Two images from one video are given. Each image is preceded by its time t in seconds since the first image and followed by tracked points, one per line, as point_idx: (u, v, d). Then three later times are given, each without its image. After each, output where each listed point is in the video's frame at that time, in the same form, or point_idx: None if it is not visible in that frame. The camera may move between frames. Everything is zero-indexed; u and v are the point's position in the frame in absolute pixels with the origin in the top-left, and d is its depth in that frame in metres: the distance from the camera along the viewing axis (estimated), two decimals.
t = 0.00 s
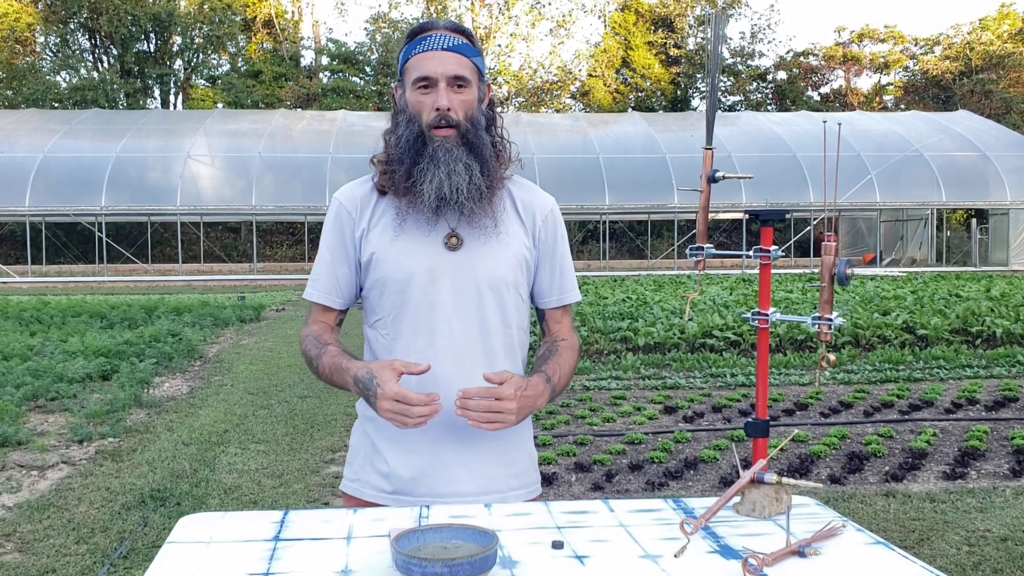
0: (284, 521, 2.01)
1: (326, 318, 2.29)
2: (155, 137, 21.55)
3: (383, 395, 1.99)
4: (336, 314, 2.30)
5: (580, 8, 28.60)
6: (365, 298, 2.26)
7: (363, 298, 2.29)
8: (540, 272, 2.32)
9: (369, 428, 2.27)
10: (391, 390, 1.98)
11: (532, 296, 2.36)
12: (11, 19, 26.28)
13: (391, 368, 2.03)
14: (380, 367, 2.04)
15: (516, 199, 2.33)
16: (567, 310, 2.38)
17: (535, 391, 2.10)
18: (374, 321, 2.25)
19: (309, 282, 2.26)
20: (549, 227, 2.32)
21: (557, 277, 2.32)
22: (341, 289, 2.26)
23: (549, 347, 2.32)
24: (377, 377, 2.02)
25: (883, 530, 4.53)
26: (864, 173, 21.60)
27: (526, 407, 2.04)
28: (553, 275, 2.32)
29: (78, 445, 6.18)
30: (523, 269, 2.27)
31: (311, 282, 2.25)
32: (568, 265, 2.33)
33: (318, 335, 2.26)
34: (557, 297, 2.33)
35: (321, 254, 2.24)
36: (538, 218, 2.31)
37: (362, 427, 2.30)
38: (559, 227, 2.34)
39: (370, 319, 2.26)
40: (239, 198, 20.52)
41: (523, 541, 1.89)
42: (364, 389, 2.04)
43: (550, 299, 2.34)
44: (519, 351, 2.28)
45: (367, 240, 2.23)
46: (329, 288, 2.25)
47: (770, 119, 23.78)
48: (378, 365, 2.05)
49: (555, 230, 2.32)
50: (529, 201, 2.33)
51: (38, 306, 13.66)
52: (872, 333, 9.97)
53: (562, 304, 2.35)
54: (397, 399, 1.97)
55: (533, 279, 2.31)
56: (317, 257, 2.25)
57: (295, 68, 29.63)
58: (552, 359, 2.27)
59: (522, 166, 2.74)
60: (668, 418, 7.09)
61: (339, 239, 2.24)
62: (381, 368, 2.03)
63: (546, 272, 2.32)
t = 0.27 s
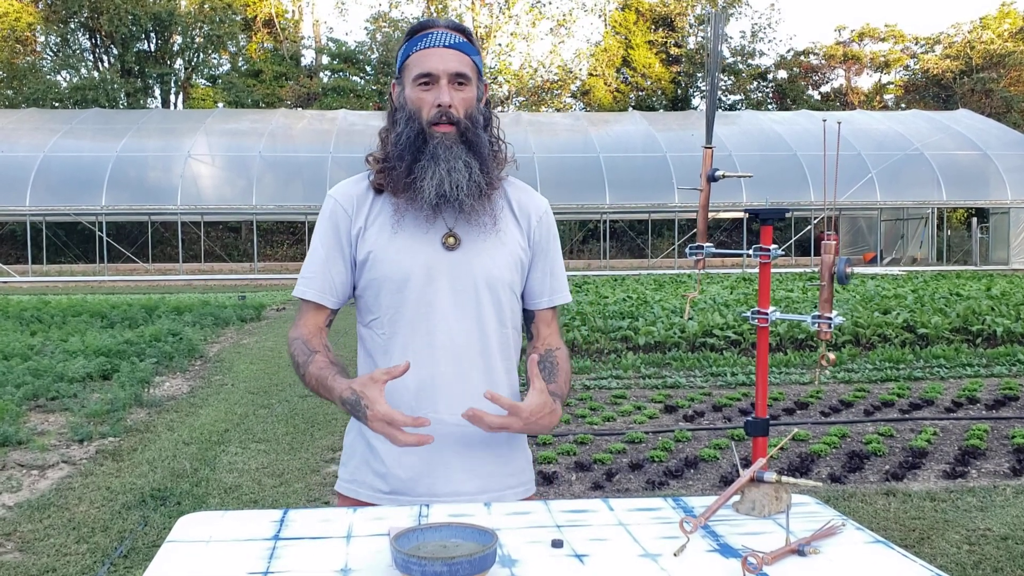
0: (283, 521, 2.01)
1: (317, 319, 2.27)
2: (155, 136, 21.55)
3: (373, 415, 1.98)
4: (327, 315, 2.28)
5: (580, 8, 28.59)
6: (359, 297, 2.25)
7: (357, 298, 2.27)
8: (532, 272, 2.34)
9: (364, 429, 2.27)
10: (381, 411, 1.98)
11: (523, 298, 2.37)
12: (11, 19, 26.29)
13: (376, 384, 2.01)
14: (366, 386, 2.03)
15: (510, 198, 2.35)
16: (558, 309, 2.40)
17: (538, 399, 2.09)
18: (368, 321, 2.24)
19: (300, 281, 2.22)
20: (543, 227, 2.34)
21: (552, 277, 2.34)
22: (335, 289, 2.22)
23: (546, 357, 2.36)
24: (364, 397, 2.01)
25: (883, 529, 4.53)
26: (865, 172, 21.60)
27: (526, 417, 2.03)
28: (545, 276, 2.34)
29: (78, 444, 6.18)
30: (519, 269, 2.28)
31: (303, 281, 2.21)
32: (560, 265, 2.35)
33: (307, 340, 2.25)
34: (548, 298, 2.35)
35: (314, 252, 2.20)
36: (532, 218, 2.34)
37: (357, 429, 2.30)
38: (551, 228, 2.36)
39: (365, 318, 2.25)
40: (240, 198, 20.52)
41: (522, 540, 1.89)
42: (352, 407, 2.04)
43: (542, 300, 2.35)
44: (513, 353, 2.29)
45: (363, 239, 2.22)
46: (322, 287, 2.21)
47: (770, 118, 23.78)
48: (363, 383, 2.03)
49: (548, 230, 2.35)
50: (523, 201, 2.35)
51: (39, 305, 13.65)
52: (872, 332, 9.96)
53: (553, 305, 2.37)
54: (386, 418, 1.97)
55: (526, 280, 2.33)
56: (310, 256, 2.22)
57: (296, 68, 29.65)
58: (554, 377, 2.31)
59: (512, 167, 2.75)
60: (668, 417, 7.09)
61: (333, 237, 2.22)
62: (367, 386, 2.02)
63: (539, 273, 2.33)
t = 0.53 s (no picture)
0: (282, 521, 2.01)
1: (315, 323, 2.25)
2: (155, 136, 21.56)
3: (384, 431, 1.99)
4: (325, 319, 2.26)
5: (580, 8, 28.58)
6: (354, 299, 2.24)
7: (353, 299, 2.27)
8: (527, 272, 2.35)
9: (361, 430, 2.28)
10: (391, 428, 1.99)
11: (518, 298, 2.39)
12: (11, 19, 26.33)
13: (387, 400, 2.01)
14: (376, 402, 2.02)
15: (505, 200, 2.36)
16: (552, 309, 2.42)
17: (543, 416, 2.11)
18: (365, 322, 2.23)
19: (296, 284, 2.20)
20: (538, 230, 2.36)
21: (548, 279, 2.36)
22: (332, 291, 2.21)
23: (541, 360, 2.39)
24: (375, 413, 2.01)
25: (882, 529, 4.54)
26: (864, 172, 21.60)
27: (534, 435, 2.05)
28: (539, 276, 2.35)
29: (77, 444, 6.19)
30: (514, 271, 2.30)
31: (299, 284, 2.20)
32: (554, 266, 2.37)
33: (309, 347, 2.23)
34: (542, 298, 2.36)
35: (311, 255, 2.19)
36: (526, 219, 2.35)
37: (354, 431, 2.30)
38: (546, 229, 2.39)
39: (361, 320, 2.24)
40: (239, 198, 20.52)
41: (520, 541, 1.89)
42: (362, 422, 2.04)
43: (536, 300, 2.36)
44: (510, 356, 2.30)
45: (359, 240, 2.21)
46: (320, 290, 2.20)
47: (770, 119, 23.78)
48: (374, 399, 2.03)
49: (542, 231, 2.37)
50: (518, 203, 2.37)
51: (38, 305, 13.65)
52: (871, 332, 9.96)
53: (547, 305, 2.38)
54: (396, 436, 1.98)
55: (520, 281, 2.34)
56: (307, 257, 2.20)
57: (296, 68, 29.67)
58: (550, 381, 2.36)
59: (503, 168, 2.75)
60: (668, 417, 7.09)
61: (330, 239, 2.20)
62: (378, 403, 2.02)
63: (533, 274, 2.35)
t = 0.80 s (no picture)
0: (282, 521, 2.01)
1: (319, 324, 2.25)
2: (156, 136, 21.56)
3: (394, 440, 1.97)
4: (328, 320, 2.26)
5: (580, 8, 28.57)
6: (354, 299, 2.24)
7: (352, 299, 2.26)
8: (525, 274, 2.36)
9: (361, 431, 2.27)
10: (401, 437, 1.97)
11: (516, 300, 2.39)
12: (11, 19, 26.34)
13: (395, 409, 1.99)
14: (384, 410, 2.01)
15: (505, 203, 2.37)
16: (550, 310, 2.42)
17: (546, 429, 2.12)
18: (364, 323, 2.24)
19: (295, 285, 2.19)
20: (538, 233, 2.37)
21: (546, 282, 2.36)
22: (332, 291, 2.20)
23: (539, 364, 2.40)
24: (383, 422, 2.00)
25: (882, 529, 4.54)
26: (865, 172, 21.60)
27: (540, 449, 2.05)
28: (537, 277, 2.35)
29: (77, 444, 6.18)
30: (513, 274, 2.30)
31: (298, 284, 2.19)
32: (552, 268, 2.38)
33: (314, 351, 2.24)
34: (540, 299, 2.36)
35: (310, 255, 2.18)
36: (525, 220, 2.37)
37: (354, 432, 2.30)
38: (545, 231, 2.40)
39: (361, 321, 2.24)
40: (240, 198, 20.52)
41: (520, 540, 1.89)
42: (371, 429, 2.03)
43: (533, 301, 2.36)
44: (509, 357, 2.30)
45: (359, 239, 2.21)
46: (320, 291, 2.19)
47: (770, 118, 23.78)
48: (381, 408, 2.01)
49: (540, 233, 2.38)
50: (518, 204, 2.38)
51: (39, 305, 13.65)
52: (872, 332, 9.96)
53: (544, 306, 2.38)
54: (407, 445, 1.96)
55: (518, 283, 2.34)
56: (306, 257, 2.19)
57: (296, 67, 29.67)
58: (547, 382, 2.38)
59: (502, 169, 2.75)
60: (668, 417, 7.09)
61: (330, 240, 2.20)
62: (386, 412, 2.00)
63: (531, 276, 2.35)
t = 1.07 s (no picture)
0: (282, 521, 2.02)
1: (323, 325, 2.26)
2: (155, 136, 21.56)
3: (396, 445, 1.96)
4: (332, 321, 2.27)
5: (581, 9, 28.56)
6: (358, 300, 2.24)
7: (356, 301, 2.26)
8: (529, 275, 2.36)
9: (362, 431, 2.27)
10: (404, 443, 1.96)
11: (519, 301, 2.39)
12: (12, 19, 26.30)
13: (399, 415, 1.99)
14: (388, 413, 2.00)
15: (509, 204, 2.37)
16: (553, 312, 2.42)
17: (544, 429, 2.11)
18: (368, 323, 2.24)
19: (299, 284, 2.20)
20: (541, 234, 2.37)
21: (549, 283, 2.36)
22: (337, 291, 2.20)
23: (541, 363, 2.40)
24: (387, 427, 1.99)
25: (882, 530, 4.53)
26: (865, 173, 21.60)
27: (540, 452, 2.04)
28: (541, 278, 2.35)
29: (77, 445, 6.19)
30: (518, 275, 2.30)
31: (302, 284, 2.19)
32: (557, 269, 2.37)
33: (318, 353, 2.24)
34: (544, 299, 2.36)
35: (313, 255, 2.18)
36: (529, 221, 2.37)
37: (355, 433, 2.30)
38: (548, 233, 2.40)
39: (364, 322, 2.25)
40: (240, 198, 20.52)
41: (521, 541, 1.90)
42: (376, 434, 2.02)
43: (537, 301, 2.35)
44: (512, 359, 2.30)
45: (362, 241, 2.21)
46: (324, 291, 2.19)
47: (770, 119, 23.78)
48: (385, 413, 2.01)
49: (545, 233, 2.38)
50: (522, 205, 2.38)
51: (39, 305, 13.66)
52: (871, 333, 9.98)
53: (548, 307, 2.38)
54: (409, 450, 1.94)
55: (523, 283, 2.34)
56: (309, 256, 2.19)
57: (296, 68, 29.69)
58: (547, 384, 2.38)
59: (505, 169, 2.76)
60: (668, 418, 7.09)
61: (333, 241, 2.20)
62: (390, 416, 1.99)
63: (535, 277, 2.35)
